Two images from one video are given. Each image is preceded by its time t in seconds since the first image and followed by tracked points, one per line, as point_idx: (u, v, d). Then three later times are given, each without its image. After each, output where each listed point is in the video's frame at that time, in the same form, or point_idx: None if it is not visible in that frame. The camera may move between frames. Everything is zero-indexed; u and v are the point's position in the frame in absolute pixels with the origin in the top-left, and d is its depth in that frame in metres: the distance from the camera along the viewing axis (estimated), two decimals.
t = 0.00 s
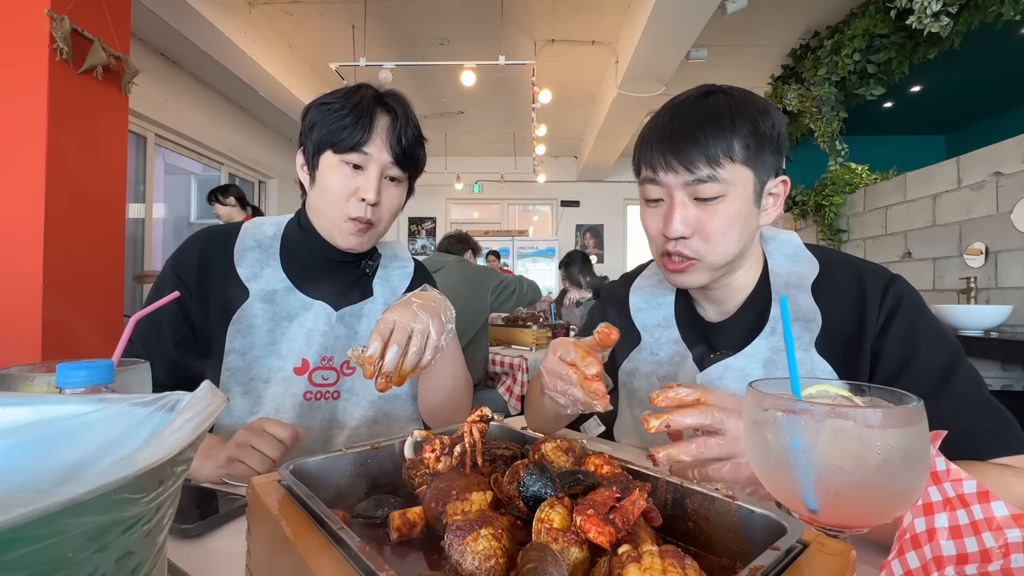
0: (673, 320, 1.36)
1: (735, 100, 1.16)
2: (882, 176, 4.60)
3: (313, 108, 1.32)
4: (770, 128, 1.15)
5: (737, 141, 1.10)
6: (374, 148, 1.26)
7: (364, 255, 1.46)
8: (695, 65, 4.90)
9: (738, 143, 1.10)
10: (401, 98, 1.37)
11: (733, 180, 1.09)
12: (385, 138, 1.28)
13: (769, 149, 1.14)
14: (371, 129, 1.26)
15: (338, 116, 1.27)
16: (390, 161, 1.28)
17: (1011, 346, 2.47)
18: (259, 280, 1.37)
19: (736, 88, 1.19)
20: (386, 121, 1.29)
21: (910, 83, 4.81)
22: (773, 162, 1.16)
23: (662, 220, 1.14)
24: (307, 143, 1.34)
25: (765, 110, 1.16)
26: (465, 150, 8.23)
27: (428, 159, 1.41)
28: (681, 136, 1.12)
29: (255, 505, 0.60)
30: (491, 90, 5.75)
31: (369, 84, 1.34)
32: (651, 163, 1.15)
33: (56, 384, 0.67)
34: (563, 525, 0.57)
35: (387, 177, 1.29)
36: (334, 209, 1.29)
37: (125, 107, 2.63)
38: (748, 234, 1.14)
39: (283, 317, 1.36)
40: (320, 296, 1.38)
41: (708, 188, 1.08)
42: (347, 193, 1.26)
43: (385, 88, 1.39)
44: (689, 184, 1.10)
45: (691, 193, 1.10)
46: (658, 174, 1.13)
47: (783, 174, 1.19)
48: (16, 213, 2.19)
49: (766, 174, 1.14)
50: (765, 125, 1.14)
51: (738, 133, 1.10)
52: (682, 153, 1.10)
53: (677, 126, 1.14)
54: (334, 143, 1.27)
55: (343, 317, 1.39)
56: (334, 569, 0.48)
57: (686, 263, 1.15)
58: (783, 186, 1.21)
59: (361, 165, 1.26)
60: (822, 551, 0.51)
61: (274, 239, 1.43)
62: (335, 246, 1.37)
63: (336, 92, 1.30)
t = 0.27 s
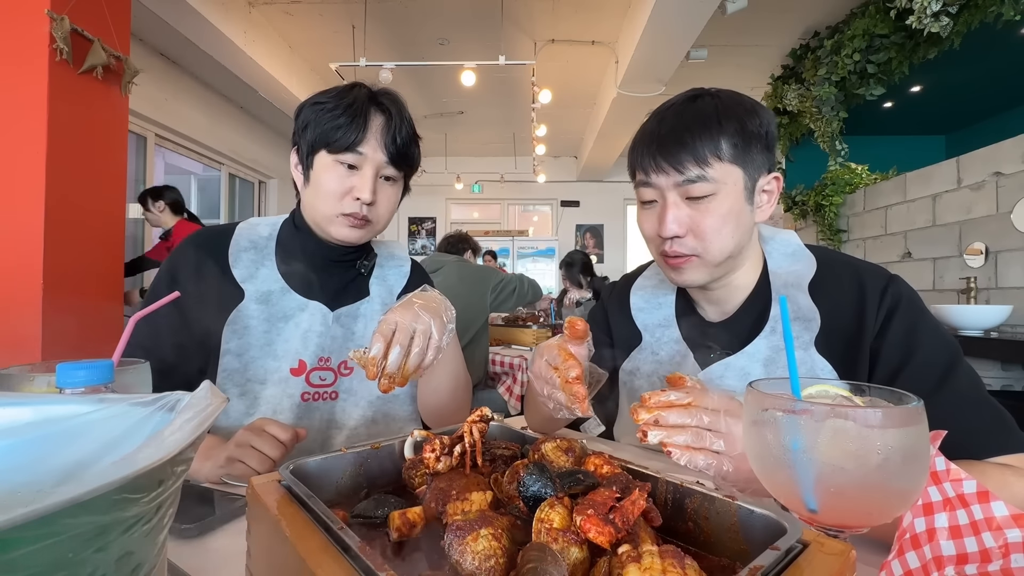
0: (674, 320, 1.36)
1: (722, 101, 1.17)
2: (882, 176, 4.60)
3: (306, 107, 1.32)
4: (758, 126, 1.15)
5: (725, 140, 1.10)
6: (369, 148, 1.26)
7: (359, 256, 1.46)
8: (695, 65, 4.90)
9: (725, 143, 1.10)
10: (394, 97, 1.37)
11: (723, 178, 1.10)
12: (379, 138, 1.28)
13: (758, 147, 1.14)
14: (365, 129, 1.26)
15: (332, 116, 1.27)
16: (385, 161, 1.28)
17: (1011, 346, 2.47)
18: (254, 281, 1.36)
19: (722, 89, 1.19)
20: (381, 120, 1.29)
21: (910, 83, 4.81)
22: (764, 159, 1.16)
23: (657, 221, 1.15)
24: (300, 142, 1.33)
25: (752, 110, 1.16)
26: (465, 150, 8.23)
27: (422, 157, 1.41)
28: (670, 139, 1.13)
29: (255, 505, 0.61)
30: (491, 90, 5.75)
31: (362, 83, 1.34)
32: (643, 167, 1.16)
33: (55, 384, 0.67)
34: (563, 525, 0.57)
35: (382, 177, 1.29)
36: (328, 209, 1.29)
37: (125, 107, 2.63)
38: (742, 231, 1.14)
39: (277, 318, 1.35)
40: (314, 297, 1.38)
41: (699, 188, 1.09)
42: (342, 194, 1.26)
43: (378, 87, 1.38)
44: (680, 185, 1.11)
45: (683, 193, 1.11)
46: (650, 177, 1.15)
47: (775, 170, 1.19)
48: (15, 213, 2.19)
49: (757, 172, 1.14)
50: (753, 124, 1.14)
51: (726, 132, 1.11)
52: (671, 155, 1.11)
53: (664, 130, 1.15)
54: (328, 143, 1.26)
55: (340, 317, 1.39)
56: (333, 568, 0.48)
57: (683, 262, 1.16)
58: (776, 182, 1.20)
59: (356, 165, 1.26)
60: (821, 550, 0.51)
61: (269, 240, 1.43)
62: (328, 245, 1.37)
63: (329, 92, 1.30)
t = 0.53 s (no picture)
0: (674, 320, 1.36)
1: (718, 100, 1.17)
2: (882, 176, 4.60)
3: (290, 105, 1.33)
4: (754, 125, 1.15)
5: (721, 138, 1.10)
6: (349, 139, 1.26)
7: (357, 255, 1.46)
8: (696, 65, 4.90)
9: (720, 141, 1.10)
10: (377, 87, 1.35)
11: (719, 176, 1.10)
12: (359, 127, 1.27)
13: (754, 145, 1.13)
14: (344, 121, 1.25)
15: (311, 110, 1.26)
16: (366, 151, 1.27)
17: (1011, 346, 2.47)
18: (252, 282, 1.36)
19: (719, 89, 1.20)
20: (359, 110, 1.28)
21: (910, 83, 4.81)
22: (760, 157, 1.15)
23: (655, 219, 1.15)
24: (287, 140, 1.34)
25: (749, 109, 1.16)
26: (465, 150, 8.23)
27: (410, 147, 1.39)
28: (666, 137, 1.13)
29: (254, 505, 0.61)
30: (491, 90, 5.75)
31: (344, 76, 1.33)
32: (640, 166, 1.17)
33: (55, 384, 0.67)
34: (563, 525, 0.57)
35: (364, 168, 1.27)
36: (314, 204, 1.29)
37: (125, 107, 2.63)
38: (740, 229, 1.14)
39: (275, 318, 1.36)
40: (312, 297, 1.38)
41: (695, 185, 1.09)
42: (325, 187, 1.26)
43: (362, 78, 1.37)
44: (677, 182, 1.11)
45: (680, 191, 1.11)
46: (647, 175, 1.15)
47: (773, 169, 1.19)
48: (15, 213, 2.19)
49: (753, 170, 1.14)
50: (748, 123, 1.14)
51: (721, 130, 1.11)
52: (667, 153, 1.11)
53: (660, 129, 1.16)
54: (309, 137, 1.27)
55: (338, 317, 1.39)
56: (333, 568, 0.48)
57: (680, 260, 1.16)
58: (773, 180, 1.20)
59: (337, 157, 1.26)
60: (821, 550, 0.51)
61: (266, 240, 1.42)
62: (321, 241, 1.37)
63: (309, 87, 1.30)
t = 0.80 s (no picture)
0: (675, 319, 1.37)
1: (709, 99, 1.18)
2: (882, 176, 4.61)
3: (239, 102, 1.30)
4: (747, 122, 1.15)
5: (713, 134, 1.11)
6: (288, 125, 1.20)
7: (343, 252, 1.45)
8: (696, 65, 4.90)
9: (712, 137, 1.11)
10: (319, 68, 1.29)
11: (712, 171, 1.11)
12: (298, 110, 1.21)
13: (747, 142, 1.14)
14: (283, 107, 1.20)
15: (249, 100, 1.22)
16: (306, 133, 1.20)
17: (1011, 346, 2.47)
18: (236, 285, 1.35)
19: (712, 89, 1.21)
20: (294, 91, 1.22)
21: (910, 83, 4.81)
22: (754, 153, 1.15)
23: (650, 217, 1.17)
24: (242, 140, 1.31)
25: (741, 107, 1.16)
26: (465, 150, 8.22)
27: (365, 124, 1.30)
28: (658, 136, 1.15)
29: (254, 505, 0.61)
30: (491, 90, 5.75)
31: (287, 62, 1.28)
32: (635, 165, 1.19)
33: (56, 384, 0.67)
34: (563, 525, 0.57)
35: (308, 152, 1.21)
36: (265, 198, 1.23)
37: (125, 107, 2.63)
38: (735, 225, 1.14)
39: (263, 321, 1.34)
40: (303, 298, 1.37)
41: (688, 181, 1.10)
42: (272, 177, 1.20)
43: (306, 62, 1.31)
44: (670, 179, 1.12)
45: (673, 187, 1.12)
46: (641, 174, 1.17)
47: (768, 166, 1.19)
48: (15, 213, 2.19)
49: (747, 166, 1.14)
50: (741, 120, 1.14)
51: (713, 127, 1.12)
52: (660, 151, 1.13)
53: (653, 128, 1.17)
54: (251, 129, 1.23)
55: (328, 318, 1.38)
56: (333, 568, 0.48)
57: (676, 257, 1.16)
58: (769, 177, 1.20)
59: (279, 145, 1.20)
60: (821, 551, 0.51)
61: (247, 242, 1.41)
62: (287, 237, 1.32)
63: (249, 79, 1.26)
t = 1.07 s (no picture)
0: (675, 319, 1.37)
1: (702, 101, 1.19)
2: (882, 176, 4.61)
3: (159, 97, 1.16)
4: (740, 122, 1.15)
5: (706, 135, 1.12)
6: (206, 116, 1.05)
7: (306, 250, 1.37)
8: (695, 65, 4.90)
9: (704, 138, 1.12)
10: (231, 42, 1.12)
11: (705, 172, 1.11)
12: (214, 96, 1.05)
13: (740, 141, 1.14)
14: (201, 95, 1.05)
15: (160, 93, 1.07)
16: (227, 121, 1.05)
17: (1011, 346, 2.47)
18: (197, 295, 1.27)
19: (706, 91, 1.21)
20: (205, 75, 1.06)
21: (910, 83, 4.81)
22: (748, 152, 1.15)
23: (647, 218, 1.17)
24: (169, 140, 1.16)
25: (735, 108, 1.17)
26: (465, 150, 8.23)
27: (303, 100, 1.15)
28: (652, 138, 1.15)
29: (254, 505, 0.61)
30: (491, 90, 5.75)
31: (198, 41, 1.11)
32: (630, 167, 1.19)
33: (55, 384, 0.67)
34: (563, 525, 0.57)
35: (237, 142, 1.06)
36: (199, 201, 1.10)
37: (125, 107, 2.63)
38: (731, 224, 1.14)
39: (230, 331, 1.27)
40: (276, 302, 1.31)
41: (682, 181, 1.11)
42: (198, 178, 1.06)
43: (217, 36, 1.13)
44: (665, 179, 1.13)
45: (668, 188, 1.13)
46: (636, 175, 1.18)
47: (764, 164, 1.19)
48: (14, 213, 2.19)
49: (742, 165, 1.14)
50: (734, 121, 1.15)
51: (706, 127, 1.12)
52: (653, 152, 1.14)
53: (647, 131, 1.18)
54: (171, 126, 1.08)
55: (300, 322, 1.31)
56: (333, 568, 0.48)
57: (672, 257, 1.16)
58: (765, 175, 1.20)
59: (201, 139, 1.06)
60: (821, 550, 0.51)
61: (203, 248, 1.32)
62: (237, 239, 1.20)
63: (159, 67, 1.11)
